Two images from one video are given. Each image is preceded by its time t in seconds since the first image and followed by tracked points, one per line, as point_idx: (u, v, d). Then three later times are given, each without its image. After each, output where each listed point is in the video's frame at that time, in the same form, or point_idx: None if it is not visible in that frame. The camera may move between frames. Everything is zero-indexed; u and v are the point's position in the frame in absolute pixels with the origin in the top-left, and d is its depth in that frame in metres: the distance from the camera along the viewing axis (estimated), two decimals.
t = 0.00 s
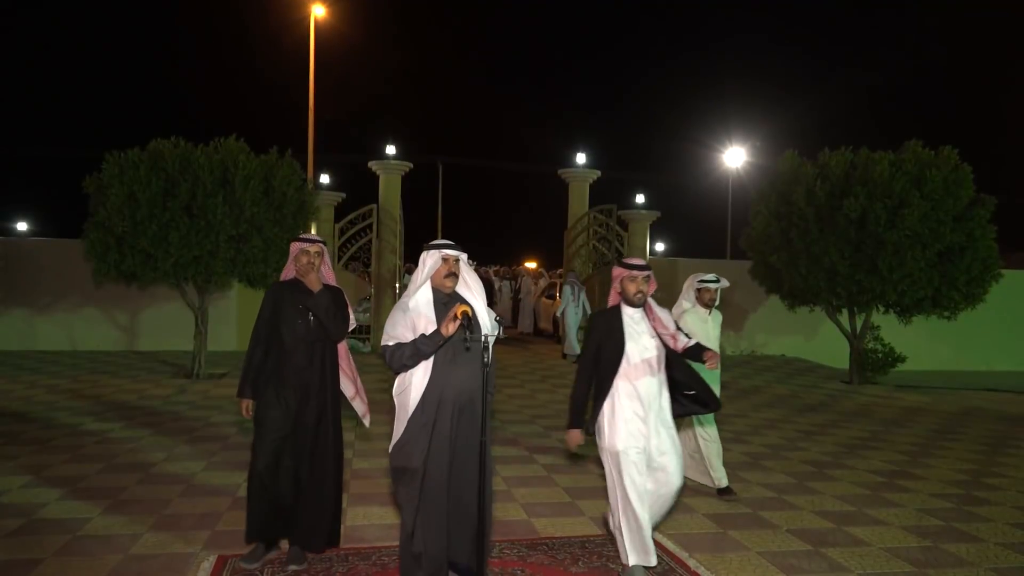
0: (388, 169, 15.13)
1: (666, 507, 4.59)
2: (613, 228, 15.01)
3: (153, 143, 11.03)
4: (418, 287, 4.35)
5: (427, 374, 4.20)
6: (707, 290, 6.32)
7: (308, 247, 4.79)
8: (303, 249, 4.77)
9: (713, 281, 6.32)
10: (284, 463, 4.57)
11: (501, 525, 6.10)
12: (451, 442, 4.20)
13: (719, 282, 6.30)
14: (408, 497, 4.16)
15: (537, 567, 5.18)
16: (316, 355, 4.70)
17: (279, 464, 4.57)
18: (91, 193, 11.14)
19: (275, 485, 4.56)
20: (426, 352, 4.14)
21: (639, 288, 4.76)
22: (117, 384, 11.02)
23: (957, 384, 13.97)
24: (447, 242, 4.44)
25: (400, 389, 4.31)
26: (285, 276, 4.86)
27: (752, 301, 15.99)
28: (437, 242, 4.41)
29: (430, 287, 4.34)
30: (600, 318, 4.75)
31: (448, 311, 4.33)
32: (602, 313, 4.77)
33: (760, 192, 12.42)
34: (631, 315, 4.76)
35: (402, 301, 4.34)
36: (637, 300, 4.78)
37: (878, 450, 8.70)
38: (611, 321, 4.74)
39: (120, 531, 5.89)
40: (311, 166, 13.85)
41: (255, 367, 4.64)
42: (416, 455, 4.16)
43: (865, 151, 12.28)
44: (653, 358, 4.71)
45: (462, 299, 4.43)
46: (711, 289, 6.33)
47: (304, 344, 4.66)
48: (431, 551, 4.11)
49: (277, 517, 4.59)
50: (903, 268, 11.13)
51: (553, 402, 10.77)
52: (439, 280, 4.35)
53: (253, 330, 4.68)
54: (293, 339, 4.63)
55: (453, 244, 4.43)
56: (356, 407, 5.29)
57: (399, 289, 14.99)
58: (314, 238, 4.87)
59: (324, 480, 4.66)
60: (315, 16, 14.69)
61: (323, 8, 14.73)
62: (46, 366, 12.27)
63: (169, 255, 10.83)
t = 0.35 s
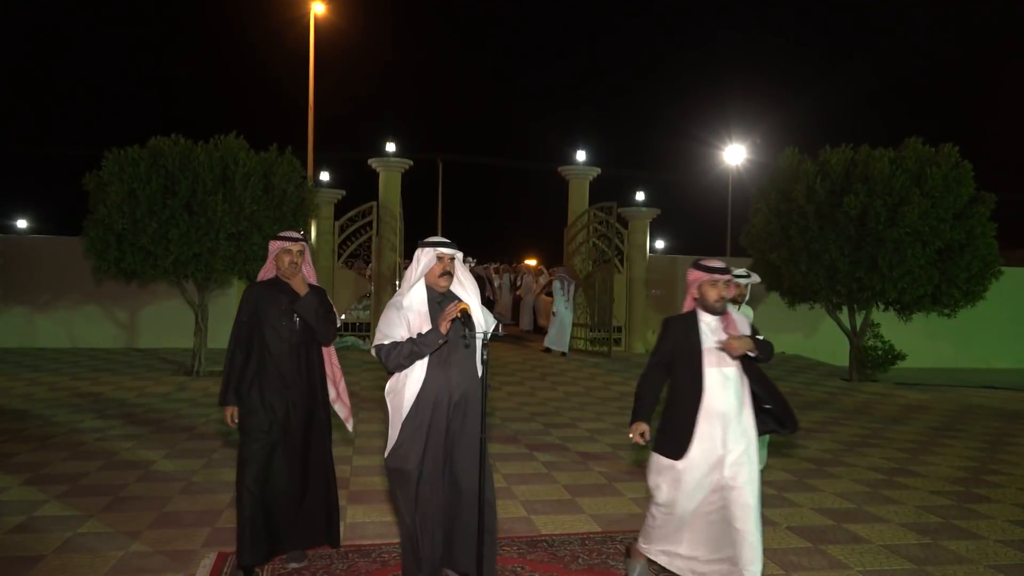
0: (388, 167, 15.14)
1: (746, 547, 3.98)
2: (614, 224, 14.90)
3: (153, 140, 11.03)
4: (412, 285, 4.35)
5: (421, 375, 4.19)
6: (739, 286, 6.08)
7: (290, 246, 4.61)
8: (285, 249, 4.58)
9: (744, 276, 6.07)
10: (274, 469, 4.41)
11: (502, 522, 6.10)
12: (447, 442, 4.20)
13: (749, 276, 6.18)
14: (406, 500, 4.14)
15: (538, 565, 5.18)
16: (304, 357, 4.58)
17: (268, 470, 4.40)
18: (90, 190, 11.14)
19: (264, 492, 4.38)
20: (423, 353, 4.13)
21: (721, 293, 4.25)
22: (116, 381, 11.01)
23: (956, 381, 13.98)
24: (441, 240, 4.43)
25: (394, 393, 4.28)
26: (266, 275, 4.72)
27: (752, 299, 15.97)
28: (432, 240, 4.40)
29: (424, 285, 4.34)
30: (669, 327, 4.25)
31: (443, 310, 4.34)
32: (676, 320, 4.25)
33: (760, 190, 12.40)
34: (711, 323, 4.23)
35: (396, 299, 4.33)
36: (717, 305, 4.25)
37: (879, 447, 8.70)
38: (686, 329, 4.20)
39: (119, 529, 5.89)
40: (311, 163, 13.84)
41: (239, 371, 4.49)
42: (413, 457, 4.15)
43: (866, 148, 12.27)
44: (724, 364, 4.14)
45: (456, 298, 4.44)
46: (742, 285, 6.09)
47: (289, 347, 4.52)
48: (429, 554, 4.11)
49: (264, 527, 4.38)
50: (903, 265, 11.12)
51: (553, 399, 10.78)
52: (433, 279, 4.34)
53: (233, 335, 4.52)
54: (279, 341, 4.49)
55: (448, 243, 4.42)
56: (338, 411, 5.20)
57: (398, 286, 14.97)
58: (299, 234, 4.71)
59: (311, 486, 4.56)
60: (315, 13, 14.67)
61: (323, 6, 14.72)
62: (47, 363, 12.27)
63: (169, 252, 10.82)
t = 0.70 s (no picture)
0: (388, 164, 15.10)
1: None
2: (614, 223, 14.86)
3: (153, 138, 11.04)
4: (424, 281, 4.34)
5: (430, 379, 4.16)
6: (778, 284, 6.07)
7: (261, 239, 4.43)
8: (257, 242, 4.42)
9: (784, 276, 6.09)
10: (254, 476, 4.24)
11: (502, 520, 6.10)
12: (450, 446, 4.19)
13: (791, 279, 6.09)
14: (409, 505, 4.13)
15: (537, 562, 5.19)
16: (283, 356, 4.39)
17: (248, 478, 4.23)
18: (90, 187, 11.14)
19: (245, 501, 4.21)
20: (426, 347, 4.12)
21: (810, 289, 3.95)
22: (117, 378, 11.02)
23: (956, 378, 13.98)
24: (457, 239, 4.40)
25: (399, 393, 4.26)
26: (234, 270, 4.51)
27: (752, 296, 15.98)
28: (447, 239, 4.38)
29: (435, 283, 4.33)
30: (752, 321, 4.16)
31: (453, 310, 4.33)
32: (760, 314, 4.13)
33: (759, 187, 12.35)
34: (793, 319, 4.02)
35: (407, 295, 4.33)
36: (807, 304, 3.96)
37: (878, 445, 8.70)
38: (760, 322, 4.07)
39: (120, 527, 5.89)
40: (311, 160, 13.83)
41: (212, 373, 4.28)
42: (416, 461, 4.13)
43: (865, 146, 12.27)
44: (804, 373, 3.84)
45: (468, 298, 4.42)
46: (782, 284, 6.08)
47: (266, 344, 4.32)
48: (426, 557, 4.12)
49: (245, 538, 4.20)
50: (903, 261, 11.11)
51: (554, 397, 10.77)
52: (444, 279, 4.32)
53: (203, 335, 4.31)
54: (257, 340, 4.29)
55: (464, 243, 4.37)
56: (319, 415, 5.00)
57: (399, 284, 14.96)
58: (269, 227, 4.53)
59: (294, 490, 4.41)
60: (314, 10, 14.65)
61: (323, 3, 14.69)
62: (47, 360, 12.26)
63: (169, 249, 10.80)
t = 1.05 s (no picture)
0: (388, 162, 15.09)
1: None
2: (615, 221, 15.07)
3: (152, 136, 11.05)
4: (441, 278, 4.34)
5: (445, 373, 4.18)
6: (816, 282, 5.97)
7: (245, 235, 4.28)
8: (242, 239, 4.27)
9: (822, 274, 5.98)
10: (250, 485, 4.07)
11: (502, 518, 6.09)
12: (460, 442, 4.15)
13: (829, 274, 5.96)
14: (423, 498, 4.16)
15: (538, 560, 5.18)
16: (275, 357, 4.23)
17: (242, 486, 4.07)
18: (89, 185, 11.12)
19: (241, 509, 4.07)
20: (431, 346, 4.18)
21: (907, 289, 3.42)
22: (116, 377, 11.00)
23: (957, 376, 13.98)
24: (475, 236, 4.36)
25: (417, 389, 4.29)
26: (219, 269, 4.36)
27: (753, 295, 15.96)
28: (465, 236, 4.34)
29: (451, 281, 4.33)
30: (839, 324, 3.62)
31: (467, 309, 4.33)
32: (846, 318, 3.56)
33: (760, 186, 12.27)
34: (888, 325, 3.46)
35: (425, 291, 4.34)
36: (903, 306, 3.44)
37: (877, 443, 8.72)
38: (847, 330, 3.51)
39: (120, 524, 5.90)
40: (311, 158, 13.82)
41: (201, 378, 4.12)
42: (430, 455, 4.15)
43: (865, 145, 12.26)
44: (894, 391, 3.31)
45: (485, 297, 4.41)
46: (820, 281, 5.99)
47: (255, 346, 4.15)
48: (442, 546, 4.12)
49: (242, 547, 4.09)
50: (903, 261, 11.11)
51: (553, 395, 10.77)
52: (461, 276, 4.30)
53: (193, 335, 4.17)
54: (245, 342, 4.12)
55: (481, 241, 4.33)
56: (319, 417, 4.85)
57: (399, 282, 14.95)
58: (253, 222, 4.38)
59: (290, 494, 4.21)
60: (315, 8, 14.66)
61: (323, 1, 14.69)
62: (46, 358, 12.25)
63: (168, 247, 10.74)
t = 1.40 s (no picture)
0: (387, 159, 15.07)
1: None
2: (615, 219, 15.50)
3: (151, 134, 11.04)
4: (440, 278, 4.31)
5: (446, 375, 4.16)
6: (847, 282, 5.38)
7: (253, 232, 4.19)
8: (249, 236, 4.17)
9: (853, 272, 5.41)
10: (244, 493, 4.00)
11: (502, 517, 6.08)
12: (458, 442, 4.11)
13: (860, 272, 5.40)
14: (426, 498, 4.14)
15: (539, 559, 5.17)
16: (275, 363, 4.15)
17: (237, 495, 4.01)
18: (88, 183, 11.11)
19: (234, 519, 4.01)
20: (432, 346, 4.21)
21: None
22: (115, 374, 10.99)
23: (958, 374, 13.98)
24: (470, 234, 4.35)
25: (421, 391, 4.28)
26: (225, 266, 4.25)
27: (753, 292, 15.91)
28: (461, 235, 4.33)
29: (452, 281, 4.30)
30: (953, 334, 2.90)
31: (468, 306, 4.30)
32: (966, 332, 2.81)
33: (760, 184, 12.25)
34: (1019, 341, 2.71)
35: (425, 292, 4.32)
36: None
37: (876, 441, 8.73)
38: (968, 345, 2.78)
39: (120, 522, 5.90)
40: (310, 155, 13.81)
41: (198, 382, 4.05)
42: (430, 455, 4.13)
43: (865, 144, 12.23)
44: None
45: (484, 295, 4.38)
46: (851, 281, 5.40)
47: (253, 349, 4.07)
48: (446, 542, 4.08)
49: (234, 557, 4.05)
50: (903, 258, 11.10)
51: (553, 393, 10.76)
52: (460, 275, 4.27)
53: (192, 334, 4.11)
54: (244, 344, 4.05)
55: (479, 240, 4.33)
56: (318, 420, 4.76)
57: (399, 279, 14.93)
58: (263, 219, 4.28)
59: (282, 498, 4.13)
60: (314, 7, 14.69)
61: None
62: (45, 356, 12.24)
63: (168, 245, 10.71)
